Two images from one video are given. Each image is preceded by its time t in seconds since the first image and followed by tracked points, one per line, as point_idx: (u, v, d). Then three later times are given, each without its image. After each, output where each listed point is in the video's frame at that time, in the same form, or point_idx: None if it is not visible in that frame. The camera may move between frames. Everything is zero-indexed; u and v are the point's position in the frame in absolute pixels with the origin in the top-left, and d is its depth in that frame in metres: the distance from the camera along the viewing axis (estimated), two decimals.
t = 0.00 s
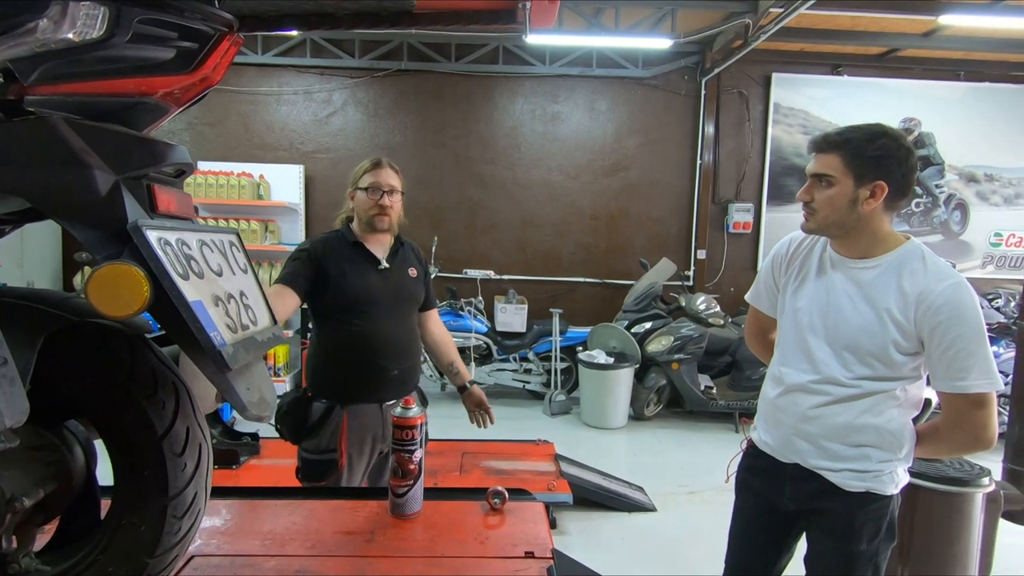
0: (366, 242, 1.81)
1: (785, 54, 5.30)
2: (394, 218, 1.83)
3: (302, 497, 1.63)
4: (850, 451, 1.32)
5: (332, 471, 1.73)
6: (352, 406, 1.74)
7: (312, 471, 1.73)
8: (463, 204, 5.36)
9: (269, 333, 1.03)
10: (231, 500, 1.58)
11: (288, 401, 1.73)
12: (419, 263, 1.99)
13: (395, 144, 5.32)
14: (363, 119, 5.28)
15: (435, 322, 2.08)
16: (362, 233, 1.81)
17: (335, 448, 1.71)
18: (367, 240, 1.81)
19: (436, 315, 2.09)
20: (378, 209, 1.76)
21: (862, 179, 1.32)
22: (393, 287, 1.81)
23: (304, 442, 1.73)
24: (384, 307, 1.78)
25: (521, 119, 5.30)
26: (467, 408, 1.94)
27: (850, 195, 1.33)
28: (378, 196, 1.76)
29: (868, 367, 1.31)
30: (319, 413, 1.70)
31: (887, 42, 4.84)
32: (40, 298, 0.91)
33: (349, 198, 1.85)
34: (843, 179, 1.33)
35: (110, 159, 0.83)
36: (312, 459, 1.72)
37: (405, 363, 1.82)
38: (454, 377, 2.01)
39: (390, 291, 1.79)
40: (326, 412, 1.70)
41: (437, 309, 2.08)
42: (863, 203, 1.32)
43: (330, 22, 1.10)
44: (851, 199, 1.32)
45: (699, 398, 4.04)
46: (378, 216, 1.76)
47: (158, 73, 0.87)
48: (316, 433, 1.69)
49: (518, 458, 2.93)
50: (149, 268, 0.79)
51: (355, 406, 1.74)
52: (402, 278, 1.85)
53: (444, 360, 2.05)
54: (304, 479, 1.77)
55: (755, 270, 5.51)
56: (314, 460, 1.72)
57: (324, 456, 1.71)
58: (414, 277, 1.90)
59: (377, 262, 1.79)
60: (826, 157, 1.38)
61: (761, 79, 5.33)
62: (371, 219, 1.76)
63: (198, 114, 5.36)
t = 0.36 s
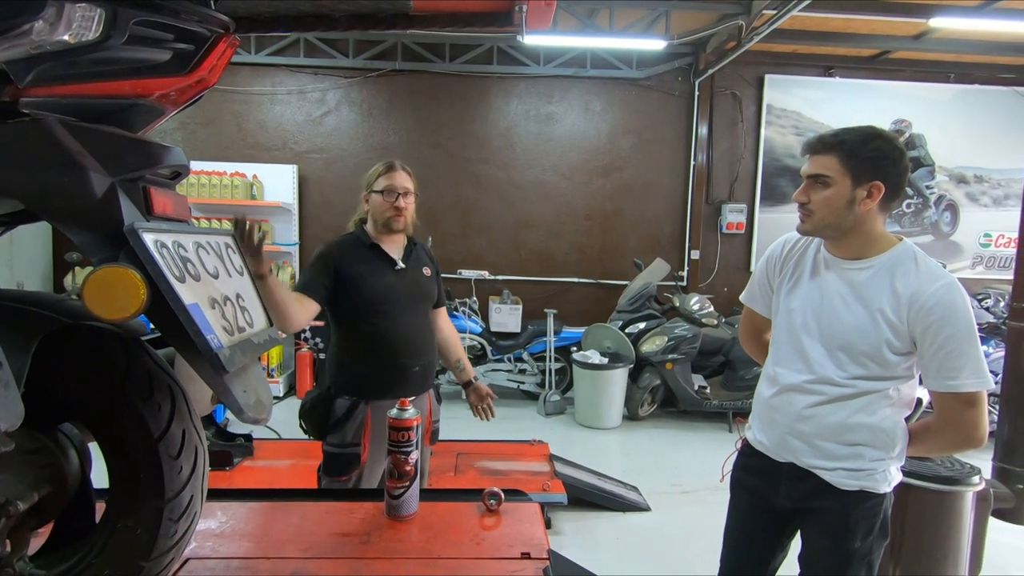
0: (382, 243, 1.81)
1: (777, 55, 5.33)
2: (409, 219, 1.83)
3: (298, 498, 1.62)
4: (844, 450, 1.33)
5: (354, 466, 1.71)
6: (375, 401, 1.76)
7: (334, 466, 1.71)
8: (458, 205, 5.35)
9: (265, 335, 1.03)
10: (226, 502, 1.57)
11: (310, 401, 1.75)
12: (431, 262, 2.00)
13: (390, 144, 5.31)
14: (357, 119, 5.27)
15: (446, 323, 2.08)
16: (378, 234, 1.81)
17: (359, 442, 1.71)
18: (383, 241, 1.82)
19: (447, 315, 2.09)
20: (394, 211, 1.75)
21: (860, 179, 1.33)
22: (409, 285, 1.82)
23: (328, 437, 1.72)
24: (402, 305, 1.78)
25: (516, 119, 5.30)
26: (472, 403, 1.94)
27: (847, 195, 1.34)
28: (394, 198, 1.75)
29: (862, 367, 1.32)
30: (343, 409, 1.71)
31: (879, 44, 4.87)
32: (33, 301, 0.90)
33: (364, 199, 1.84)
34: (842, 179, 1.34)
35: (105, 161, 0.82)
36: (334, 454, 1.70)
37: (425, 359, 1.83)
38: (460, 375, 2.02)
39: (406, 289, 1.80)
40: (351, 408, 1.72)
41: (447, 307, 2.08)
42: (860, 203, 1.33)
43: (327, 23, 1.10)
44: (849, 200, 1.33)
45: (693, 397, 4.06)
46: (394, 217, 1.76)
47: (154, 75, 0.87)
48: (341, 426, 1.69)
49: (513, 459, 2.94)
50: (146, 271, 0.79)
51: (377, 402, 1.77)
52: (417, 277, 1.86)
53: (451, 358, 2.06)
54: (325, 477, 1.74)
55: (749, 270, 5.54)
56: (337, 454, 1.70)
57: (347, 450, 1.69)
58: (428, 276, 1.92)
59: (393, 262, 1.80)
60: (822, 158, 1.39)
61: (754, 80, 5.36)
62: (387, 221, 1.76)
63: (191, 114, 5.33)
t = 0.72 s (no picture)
0: (394, 243, 1.79)
1: (769, 56, 5.36)
2: (422, 220, 1.81)
3: (291, 498, 1.62)
4: (837, 447, 1.34)
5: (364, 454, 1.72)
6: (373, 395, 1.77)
7: (344, 458, 1.68)
8: (451, 204, 5.34)
9: (257, 334, 1.02)
10: (218, 502, 1.56)
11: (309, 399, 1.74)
12: (441, 265, 1.97)
13: (383, 143, 5.29)
14: (350, 118, 5.24)
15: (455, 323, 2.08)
16: (392, 235, 1.79)
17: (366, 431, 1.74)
18: (395, 241, 1.79)
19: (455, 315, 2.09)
20: (409, 212, 1.74)
21: (861, 177, 1.34)
22: (420, 289, 1.80)
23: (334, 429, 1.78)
24: (410, 307, 1.77)
25: (509, 119, 5.30)
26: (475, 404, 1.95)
27: (849, 193, 1.34)
28: (409, 198, 1.73)
29: (855, 365, 1.33)
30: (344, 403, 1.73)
31: (870, 45, 4.91)
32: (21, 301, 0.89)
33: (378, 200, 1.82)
34: (844, 177, 1.34)
35: (94, 158, 0.81)
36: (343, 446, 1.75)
37: (426, 361, 1.83)
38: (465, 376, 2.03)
39: (417, 293, 1.78)
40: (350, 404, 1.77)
41: (454, 308, 2.07)
42: (861, 200, 1.34)
43: (319, 21, 1.09)
44: (851, 197, 1.34)
45: (686, 396, 4.08)
46: (408, 218, 1.74)
47: (146, 73, 0.86)
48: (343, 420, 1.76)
49: (507, 458, 2.94)
50: (136, 270, 0.78)
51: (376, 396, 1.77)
52: (427, 280, 1.84)
53: (457, 355, 2.07)
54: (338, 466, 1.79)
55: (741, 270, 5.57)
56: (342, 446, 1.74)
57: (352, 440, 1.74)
58: (437, 279, 1.88)
59: (405, 263, 1.78)
60: (820, 157, 1.39)
61: (747, 80, 5.39)
62: (401, 221, 1.74)
63: (182, 112, 5.29)
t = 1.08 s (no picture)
0: (410, 250, 1.76)
1: (761, 57, 5.40)
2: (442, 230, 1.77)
3: (285, 499, 1.61)
4: (829, 444, 1.35)
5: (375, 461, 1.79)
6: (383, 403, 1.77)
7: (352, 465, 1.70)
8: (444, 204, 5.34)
9: (251, 334, 1.02)
10: (210, 503, 1.55)
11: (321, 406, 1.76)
12: (453, 273, 1.97)
13: (376, 143, 5.27)
14: (343, 117, 5.23)
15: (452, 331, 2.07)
16: (410, 240, 1.75)
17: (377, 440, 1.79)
18: (412, 249, 1.76)
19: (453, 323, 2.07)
20: (430, 222, 1.69)
21: (856, 178, 1.36)
22: (432, 301, 1.81)
23: (346, 436, 1.81)
24: (422, 320, 1.79)
25: (503, 118, 5.30)
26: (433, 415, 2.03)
27: (846, 193, 1.36)
28: (432, 209, 1.68)
29: (847, 363, 1.34)
30: (354, 412, 1.75)
31: (861, 46, 4.95)
32: (12, 301, 0.89)
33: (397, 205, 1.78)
34: (843, 178, 1.36)
35: (85, 155, 0.81)
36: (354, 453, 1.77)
37: (433, 372, 1.85)
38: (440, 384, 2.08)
39: (430, 306, 1.80)
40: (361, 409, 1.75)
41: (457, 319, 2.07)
42: (858, 201, 1.36)
43: (312, 19, 1.09)
44: (848, 197, 1.35)
45: (679, 395, 4.10)
46: (430, 229, 1.70)
47: (137, 70, 0.87)
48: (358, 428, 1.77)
49: (500, 458, 2.94)
50: (128, 268, 0.78)
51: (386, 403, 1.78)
52: (440, 292, 1.85)
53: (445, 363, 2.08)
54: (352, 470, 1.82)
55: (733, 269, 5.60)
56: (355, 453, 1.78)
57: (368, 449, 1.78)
58: (450, 290, 1.90)
59: (420, 273, 1.76)
60: (816, 158, 1.40)
61: (739, 81, 5.41)
62: (422, 231, 1.70)
63: (173, 111, 5.25)
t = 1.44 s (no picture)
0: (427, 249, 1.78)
1: (753, 58, 5.44)
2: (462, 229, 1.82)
3: (279, 499, 1.61)
4: (817, 441, 1.37)
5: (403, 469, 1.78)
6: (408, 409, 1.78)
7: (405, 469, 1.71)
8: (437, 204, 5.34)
9: (245, 334, 1.02)
10: (203, 504, 1.55)
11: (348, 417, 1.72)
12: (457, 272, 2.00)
13: (369, 143, 5.26)
14: (336, 117, 5.21)
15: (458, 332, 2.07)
16: (427, 239, 1.77)
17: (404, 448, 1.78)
18: (429, 248, 1.78)
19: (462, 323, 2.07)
20: (459, 221, 1.74)
21: (846, 178, 1.38)
22: (449, 303, 1.83)
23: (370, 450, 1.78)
24: (443, 323, 1.80)
25: (496, 119, 5.30)
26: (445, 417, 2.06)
27: (836, 194, 1.38)
28: (461, 208, 1.73)
29: (836, 361, 1.36)
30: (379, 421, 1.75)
31: (851, 48, 5.00)
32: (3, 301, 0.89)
33: (415, 204, 1.77)
34: (832, 178, 1.38)
35: (79, 156, 0.81)
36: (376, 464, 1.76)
37: (451, 375, 1.88)
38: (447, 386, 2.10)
39: (447, 308, 1.81)
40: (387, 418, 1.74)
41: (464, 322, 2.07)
42: (847, 201, 1.38)
43: (307, 21, 1.09)
44: (837, 197, 1.37)
45: (672, 395, 4.12)
46: (457, 227, 1.74)
47: (130, 70, 0.87)
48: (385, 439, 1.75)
49: (494, 458, 2.95)
50: (123, 269, 0.78)
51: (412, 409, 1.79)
52: (454, 292, 1.87)
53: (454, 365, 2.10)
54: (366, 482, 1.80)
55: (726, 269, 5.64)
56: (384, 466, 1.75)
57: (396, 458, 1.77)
58: (460, 290, 1.93)
59: (439, 273, 1.78)
60: (806, 159, 1.42)
61: (731, 82, 5.45)
62: (449, 230, 1.74)
63: (164, 110, 5.22)
